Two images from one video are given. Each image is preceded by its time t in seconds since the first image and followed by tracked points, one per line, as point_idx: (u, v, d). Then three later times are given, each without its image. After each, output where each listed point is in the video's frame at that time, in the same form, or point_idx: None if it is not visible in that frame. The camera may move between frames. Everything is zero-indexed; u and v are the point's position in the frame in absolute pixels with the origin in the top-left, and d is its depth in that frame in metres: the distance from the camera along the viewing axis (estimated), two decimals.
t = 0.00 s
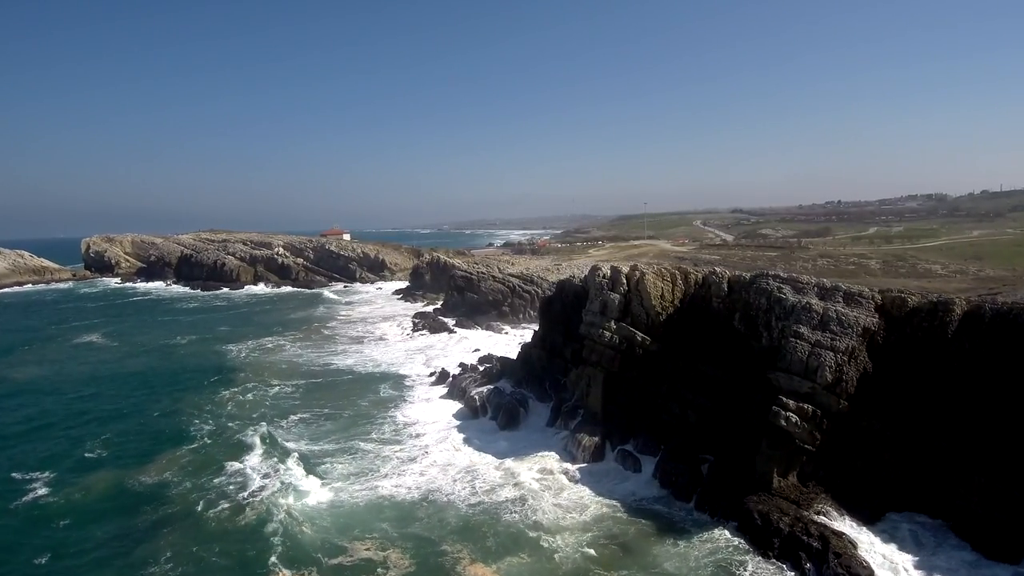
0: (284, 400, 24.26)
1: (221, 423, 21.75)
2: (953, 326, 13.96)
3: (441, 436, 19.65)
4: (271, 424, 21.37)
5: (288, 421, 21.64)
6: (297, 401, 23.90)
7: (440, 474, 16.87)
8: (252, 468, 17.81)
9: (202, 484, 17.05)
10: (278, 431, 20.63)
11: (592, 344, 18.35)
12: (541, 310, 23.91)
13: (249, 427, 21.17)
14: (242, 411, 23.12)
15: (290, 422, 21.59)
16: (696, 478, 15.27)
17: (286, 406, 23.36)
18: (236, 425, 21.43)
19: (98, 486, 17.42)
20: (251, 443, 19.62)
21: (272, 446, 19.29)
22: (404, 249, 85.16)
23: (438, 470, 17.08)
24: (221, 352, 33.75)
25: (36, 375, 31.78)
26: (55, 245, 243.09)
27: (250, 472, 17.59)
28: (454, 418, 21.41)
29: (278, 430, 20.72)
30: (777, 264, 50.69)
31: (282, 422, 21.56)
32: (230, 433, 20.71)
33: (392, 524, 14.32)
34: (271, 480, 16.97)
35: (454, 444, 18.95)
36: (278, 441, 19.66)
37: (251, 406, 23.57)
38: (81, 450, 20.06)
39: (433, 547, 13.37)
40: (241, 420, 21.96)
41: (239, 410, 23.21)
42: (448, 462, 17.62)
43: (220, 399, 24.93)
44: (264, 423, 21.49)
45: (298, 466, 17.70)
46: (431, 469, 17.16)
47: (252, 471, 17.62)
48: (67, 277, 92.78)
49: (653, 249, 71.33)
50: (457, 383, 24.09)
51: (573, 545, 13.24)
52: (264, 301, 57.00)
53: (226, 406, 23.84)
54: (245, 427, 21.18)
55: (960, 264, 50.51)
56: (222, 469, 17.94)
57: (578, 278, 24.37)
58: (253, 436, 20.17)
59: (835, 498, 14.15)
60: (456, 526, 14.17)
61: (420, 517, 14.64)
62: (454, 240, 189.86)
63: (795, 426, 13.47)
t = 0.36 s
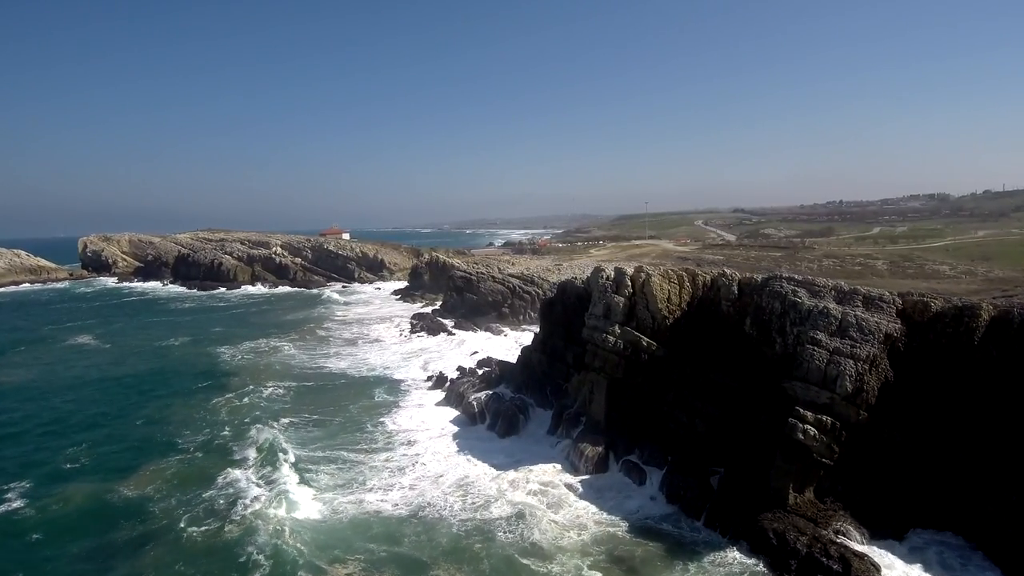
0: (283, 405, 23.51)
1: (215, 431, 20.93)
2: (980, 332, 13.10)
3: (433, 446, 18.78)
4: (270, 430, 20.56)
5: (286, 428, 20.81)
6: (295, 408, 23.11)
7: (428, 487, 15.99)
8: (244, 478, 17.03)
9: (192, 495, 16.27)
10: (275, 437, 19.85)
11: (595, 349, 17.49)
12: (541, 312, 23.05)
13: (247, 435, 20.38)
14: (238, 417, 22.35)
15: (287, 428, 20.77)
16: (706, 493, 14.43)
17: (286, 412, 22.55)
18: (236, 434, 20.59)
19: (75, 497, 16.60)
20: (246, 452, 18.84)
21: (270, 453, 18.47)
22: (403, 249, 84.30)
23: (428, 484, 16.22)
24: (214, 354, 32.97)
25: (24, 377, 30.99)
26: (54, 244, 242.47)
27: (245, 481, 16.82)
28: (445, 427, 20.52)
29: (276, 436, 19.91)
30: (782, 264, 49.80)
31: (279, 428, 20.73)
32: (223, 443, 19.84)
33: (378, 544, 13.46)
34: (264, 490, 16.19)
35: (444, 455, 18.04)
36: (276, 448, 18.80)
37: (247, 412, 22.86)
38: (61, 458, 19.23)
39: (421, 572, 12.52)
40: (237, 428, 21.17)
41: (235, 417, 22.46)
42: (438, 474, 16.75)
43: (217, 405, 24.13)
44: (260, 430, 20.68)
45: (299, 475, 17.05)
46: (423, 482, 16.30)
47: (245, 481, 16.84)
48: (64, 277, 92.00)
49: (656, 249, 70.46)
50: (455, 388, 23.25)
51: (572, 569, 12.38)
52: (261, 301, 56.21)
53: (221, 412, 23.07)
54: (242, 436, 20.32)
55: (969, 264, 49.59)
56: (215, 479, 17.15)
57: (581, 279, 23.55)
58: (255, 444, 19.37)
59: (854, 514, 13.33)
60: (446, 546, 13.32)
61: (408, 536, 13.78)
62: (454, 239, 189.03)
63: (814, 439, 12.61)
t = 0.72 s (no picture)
0: (279, 411, 22.71)
1: (205, 442, 20.11)
2: (1011, 339, 12.24)
3: (425, 456, 17.98)
4: (266, 438, 19.78)
5: (281, 435, 19.99)
6: (292, 414, 22.28)
7: (418, 502, 15.20)
8: (234, 491, 16.25)
9: (176, 511, 15.44)
10: (271, 445, 19.05)
11: (597, 355, 16.66)
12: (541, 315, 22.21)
13: (241, 444, 19.58)
14: (232, 426, 21.55)
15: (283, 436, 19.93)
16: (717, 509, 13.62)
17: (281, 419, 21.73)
18: (231, 443, 19.81)
19: (49, 512, 15.74)
20: (237, 464, 18.03)
21: (268, 463, 17.68)
22: (402, 249, 83.46)
23: (417, 498, 15.43)
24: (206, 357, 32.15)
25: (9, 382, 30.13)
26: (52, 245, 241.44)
27: (234, 495, 16.01)
28: (437, 436, 19.74)
29: (271, 444, 19.10)
30: (786, 265, 48.99)
31: (275, 435, 19.91)
32: (213, 454, 19.00)
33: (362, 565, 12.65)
34: (256, 503, 15.39)
35: (436, 467, 17.24)
36: (270, 458, 17.99)
37: (240, 420, 22.06)
38: (37, 470, 18.35)
39: None
40: (229, 437, 20.37)
41: (229, 424, 21.65)
42: (428, 488, 15.95)
43: (209, 413, 23.32)
44: (254, 439, 19.85)
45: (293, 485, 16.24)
46: (414, 496, 15.47)
47: (235, 494, 16.06)
48: (59, 277, 91.09)
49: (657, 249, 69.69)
50: (451, 395, 22.44)
51: None
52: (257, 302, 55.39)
53: (212, 420, 22.28)
54: (235, 446, 19.51)
55: (975, 265, 48.80)
56: (203, 494, 16.31)
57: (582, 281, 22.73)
58: (246, 456, 18.55)
59: (875, 534, 12.52)
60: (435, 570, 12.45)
61: (394, 556, 12.95)
62: (454, 239, 188.16)
63: (834, 455, 11.80)
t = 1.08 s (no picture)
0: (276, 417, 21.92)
1: (193, 452, 19.30)
2: None
3: (416, 468, 17.19)
4: (262, 448, 18.94)
5: (278, 443, 19.15)
6: (289, 422, 21.43)
7: (406, 519, 14.41)
8: (225, 505, 15.48)
9: (156, 528, 14.68)
10: (269, 455, 18.22)
11: (601, 362, 15.83)
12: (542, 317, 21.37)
13: (233, 455, 18.74)
14: (225, 434, 20.74)
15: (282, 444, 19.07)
16: (729, 526, 12.90)
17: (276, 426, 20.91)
18: (225, 453, 18.95)
19: (20, 530, 14.92)
20: (227, 477, 17.17)
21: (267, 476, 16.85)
22: (401, 248, 82.66)
23: (405, 514, 14.65)
24: (197, 361, 31.34)
25: None
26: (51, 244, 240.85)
27: (221, 510, 15.24)
28: (430, 445, 18.95)
29: (268, 454, 18.26)
30: (790, 265, 48.12)
31: (273, 445, 19.06)
32: (200, 465, 18.18)
33: None
34: (259, 517, 14.59)
35: (426, 479, 16.44)
36: (266, 471, 17.14)
37: (233, 427, 21.28)
38: (13, 483, 17.54)
39: None
40: (219, 446, 19.57)
41: (224, 433, 20.82)
42: (417, 503, 15.17)
43: (199, 421, 22.53)
44: (249, 450, 19.00)
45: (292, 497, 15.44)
46: (403, 512, 14.70)
47: (225, 510, 15.22)
48: (55, 277, 90.34)
49: (659, 249, 68.78)
50: (448, 401, 21.65)
51: None
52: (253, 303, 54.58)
53: (202, 428, 21.56)
54: (228, 456, 18.66)
55: (983, 265, 47.94)
56: (186, 509, 15.53)
57: (583, 283, 21.89)
58: (237, 468, 17.69)
59: (899, 556, 11.73)
60: None
61: None
62: (454, 238, 187.31)
63: (857, 472, 11.03)
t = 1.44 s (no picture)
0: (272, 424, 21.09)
1: (179, 462, 18.51)
2: None
3: (405, 480, 16.41)
4: (252, 459, 18.17)
5: (271, 455, 18.27)
6: (286, 430, 20.55)
7: (392, 538, 13.62)
8: (210, 522, 14.67)
9: (135, 547, 13.91)
10: (265, 469, 17.32)
11: (605, 369, 15.03)
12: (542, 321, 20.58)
13: (224, 467, 17.84)
14: (216, 443, 19.88)
15: (277, 457, 18.12)
16: (741, 547, 12.08)
17: (270, 435, 20.04)
18: (215, 465, 18.01)
19: None
20: (215, 492, 16.28)
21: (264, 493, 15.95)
22: (400, 248, 81.84)
23: (388, 532, 13.86)
24: (189, 364, 30.61)
25: None
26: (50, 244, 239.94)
27: (205, 527, 14.46)
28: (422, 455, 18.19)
29: (262, 469, 17.36)
30: (795, 265, 47.24)
31: (267, 457, 18.16)
32: (186, 477, 17.38)
33: None
34: (259, 537, 13.67)
35: (415, 493, 15.67)
36: (259, 488, 16.23)
37: (224, 437, 20.46)
38: None
39: None
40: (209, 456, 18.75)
41: (216, 443, 19.95)
42: (403, 519, 14.39)
43: (188, 429, 21.74)
44: (241, 462, 18.11)
45: (287, 515, 14.57)
46: (389, 530, 13.92)
47: (210, 527, 14.41)
48: (52, 277, 89.70)
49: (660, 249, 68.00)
50: (445, 408, 20.87)
51: None
52: (249, 304, 53.80)
53: (192, 437, 20.80)
54: (218, 469, 17.75)
55: (991, 265, 47.08)
56: (168, 525, 14.78)
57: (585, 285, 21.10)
58: (226, 482, 16.79)
59: None
60: None
61: None
62: (454, 238, 186.59)
63: (884, 492, 10.19)
